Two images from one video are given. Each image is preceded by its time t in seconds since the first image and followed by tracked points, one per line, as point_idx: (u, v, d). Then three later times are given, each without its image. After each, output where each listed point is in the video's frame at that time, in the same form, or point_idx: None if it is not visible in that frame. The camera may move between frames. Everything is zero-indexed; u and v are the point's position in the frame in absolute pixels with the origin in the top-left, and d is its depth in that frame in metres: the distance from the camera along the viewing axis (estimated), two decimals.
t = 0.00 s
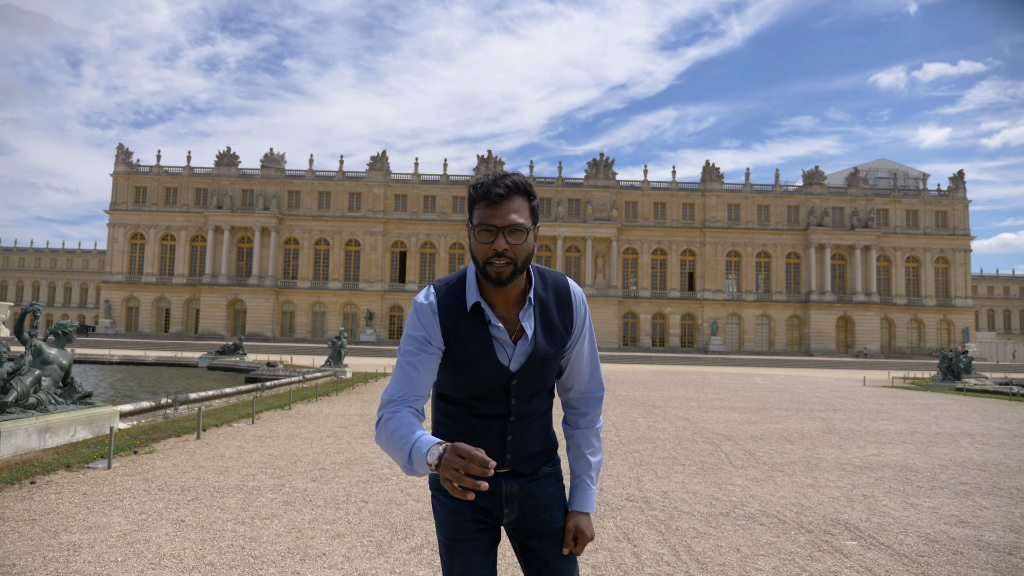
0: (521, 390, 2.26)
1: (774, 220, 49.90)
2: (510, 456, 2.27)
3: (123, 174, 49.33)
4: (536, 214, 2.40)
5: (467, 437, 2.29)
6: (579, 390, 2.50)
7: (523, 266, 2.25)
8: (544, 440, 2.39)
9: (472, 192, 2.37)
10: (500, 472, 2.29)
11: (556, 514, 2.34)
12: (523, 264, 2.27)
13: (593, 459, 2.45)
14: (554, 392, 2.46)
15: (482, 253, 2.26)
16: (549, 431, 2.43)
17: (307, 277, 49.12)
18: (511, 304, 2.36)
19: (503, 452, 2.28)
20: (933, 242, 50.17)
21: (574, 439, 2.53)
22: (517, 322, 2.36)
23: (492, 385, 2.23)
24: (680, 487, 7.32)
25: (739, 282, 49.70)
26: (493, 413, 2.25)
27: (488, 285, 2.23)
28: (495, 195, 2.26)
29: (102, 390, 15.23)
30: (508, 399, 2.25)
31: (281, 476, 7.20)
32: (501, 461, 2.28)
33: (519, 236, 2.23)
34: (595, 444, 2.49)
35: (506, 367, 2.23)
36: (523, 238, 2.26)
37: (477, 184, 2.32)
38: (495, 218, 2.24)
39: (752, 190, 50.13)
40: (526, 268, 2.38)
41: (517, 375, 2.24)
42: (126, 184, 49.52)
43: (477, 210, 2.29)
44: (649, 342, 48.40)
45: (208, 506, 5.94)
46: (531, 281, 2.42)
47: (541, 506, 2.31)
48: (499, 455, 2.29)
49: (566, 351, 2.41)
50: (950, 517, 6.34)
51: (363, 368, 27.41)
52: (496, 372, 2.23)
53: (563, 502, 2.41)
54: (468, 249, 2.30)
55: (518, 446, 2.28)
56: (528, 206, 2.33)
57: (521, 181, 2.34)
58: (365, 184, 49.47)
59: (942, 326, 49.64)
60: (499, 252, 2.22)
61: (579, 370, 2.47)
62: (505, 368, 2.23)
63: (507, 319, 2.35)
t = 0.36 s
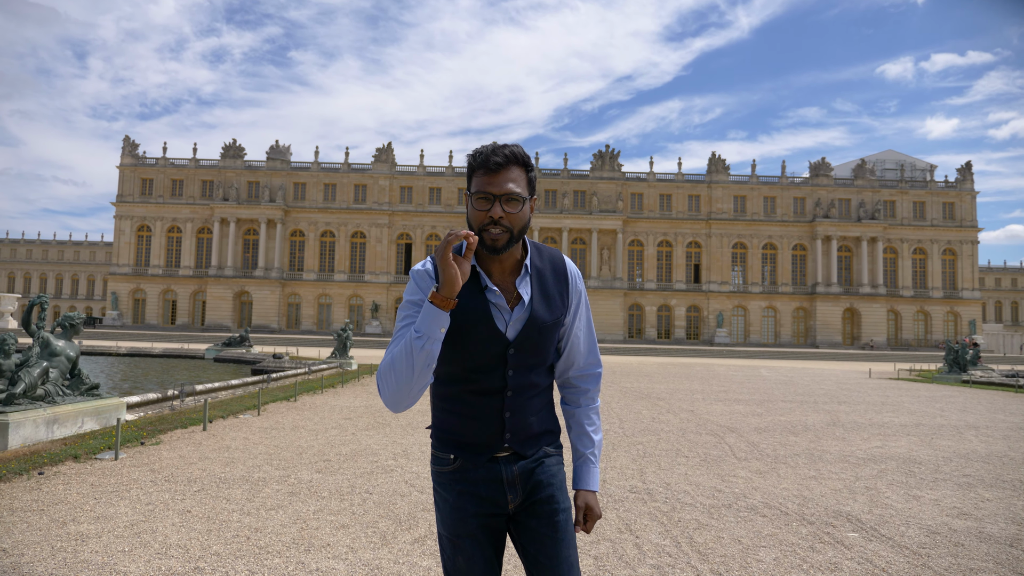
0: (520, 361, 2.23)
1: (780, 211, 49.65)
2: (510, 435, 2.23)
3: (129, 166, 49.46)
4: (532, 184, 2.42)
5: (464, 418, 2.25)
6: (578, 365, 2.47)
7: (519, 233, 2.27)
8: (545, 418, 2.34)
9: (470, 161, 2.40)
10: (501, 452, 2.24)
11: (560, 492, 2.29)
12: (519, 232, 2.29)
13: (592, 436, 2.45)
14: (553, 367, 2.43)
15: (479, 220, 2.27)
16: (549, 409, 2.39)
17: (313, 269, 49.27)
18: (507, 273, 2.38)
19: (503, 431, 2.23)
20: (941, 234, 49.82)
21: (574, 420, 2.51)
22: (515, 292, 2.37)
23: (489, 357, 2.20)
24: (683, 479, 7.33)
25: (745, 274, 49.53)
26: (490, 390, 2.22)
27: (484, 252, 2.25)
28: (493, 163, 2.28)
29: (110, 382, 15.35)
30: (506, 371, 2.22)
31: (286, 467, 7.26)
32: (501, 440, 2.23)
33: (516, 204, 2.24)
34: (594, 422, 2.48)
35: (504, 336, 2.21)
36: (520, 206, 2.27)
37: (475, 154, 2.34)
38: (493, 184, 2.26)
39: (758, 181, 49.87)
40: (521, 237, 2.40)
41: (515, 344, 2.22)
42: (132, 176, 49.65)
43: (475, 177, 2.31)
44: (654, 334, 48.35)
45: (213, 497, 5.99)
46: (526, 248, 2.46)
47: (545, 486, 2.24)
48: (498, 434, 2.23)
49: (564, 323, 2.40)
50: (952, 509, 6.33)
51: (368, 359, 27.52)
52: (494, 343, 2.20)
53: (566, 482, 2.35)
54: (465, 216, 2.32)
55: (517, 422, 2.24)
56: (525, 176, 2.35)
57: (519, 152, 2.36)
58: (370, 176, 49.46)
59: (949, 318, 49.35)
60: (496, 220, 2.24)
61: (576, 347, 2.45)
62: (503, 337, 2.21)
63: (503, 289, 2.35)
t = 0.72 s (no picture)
0: (528, 371, 2.19)
1: (782, 207, 49.57)
2: (514, 444, 2.17)
3: (131, 165, 49.54)
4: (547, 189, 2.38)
5: (470, 425, 2.21)
6: (590, 377, 2.42)
7: (533, 239, 2.22)
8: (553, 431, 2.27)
9: (483, 163, 2.34)
10: (503, 463, 2.17)
11: (564, 507, 2.21)
12: (533, 237, 2.25)
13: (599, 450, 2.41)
14: (565, 379, 2.38)
15: (492, 225, 2.23)
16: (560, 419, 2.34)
17: (315, 267, 49.33)
18: (520, 278, 2.34)
19: (507, 439, 2.18)
20: (944, 228, 49.68)
21: (582, 431, 2.46)
22: (526, 299, 2.32)
23: (495, 365, 2.16)
24: (685, 475, 7.33)
25: (748, 269, 49.46)
26: (496, 396, 2.17)
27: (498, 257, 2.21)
28: (507, 165, 2.23)
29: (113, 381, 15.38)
30: (513, 380, 2.18)
31: (290, 465, 7.28)
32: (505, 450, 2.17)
33: (530, 209, 2.20)
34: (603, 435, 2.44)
35: (512, 345, 2.17)
36: (534, 211, 2.23)
37: (489, 155, 2.28)
38: (507, 188, 2.21)
39: (761, 176, 49.78)
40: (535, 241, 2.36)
41: (524, 354, 2.17)
42: (134, 175, 49.70)
43: (488, 180, 2.26)
44: (657, 331, 48.29)
45: (217, 495, 6.01)
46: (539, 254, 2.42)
47: (547, 500, 2.18)
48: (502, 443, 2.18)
49: (576, 333, 2.35)
50: (955, 504, 6.32)
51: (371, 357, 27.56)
52: (503, 351, 2.16)
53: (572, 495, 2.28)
54: (477, 221, 2.27)
55: (523, 432, 2.18)
56: (540, 180, 2.30)
57: (534, 154, 2.31)
58: (372, 173, 49.45)
59: (952, 312, 49.21)
60: (509, 224, 2.20)
61: (589, 358, 2.40)
62: (511, 345, 2.17)
63: (513, 295, 2.31)
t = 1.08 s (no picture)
0: (554, 360, 2.01)
1: (785, 206, 49.50)
2: (538, 444, 2.01)
3: (135, 164, 49.66)
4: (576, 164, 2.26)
5: (493, 423, 2.06)
6: (630, 377, 2.18)
7: (558, 213, 2.10)
8: (586, 433, 2.08)
9: (509, 138, 2.26)
10: (523, 471, 2.02)
11: (593, 526, 2.03)
12: (561, 212, 2.11)
13: (648, 456, 2.13)
14: (602, 376, 2.19)
15: (516, 198, 2.12)
16: (595, 420, 2.14)
17: (318, 266, 49.41)
18: (549, 258, 2.19)
19: (531, 440, 2.02)
20: (947, 227, 49.54)
21: (627, 439, 2.19)
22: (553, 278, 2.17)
23: (520, 347, 1.99)
24: (688, 474, 7.32)
25: (751, 268, 49.37)
26: (521, 388, 2.02)
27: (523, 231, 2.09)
28: (533, 136, 2.14)
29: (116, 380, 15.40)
30: (537, 367, 2.01)
31: (294, 464, 7.29)
32: (527, 453, 2.02)
33: (556, 180, 2.08)
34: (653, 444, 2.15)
35: (537, 324, 1.99)
36: (561, 182, 2.11)
37: (514, 128, 2.21)
38: (532, 159, 2.11)
39: (763, 175, 49.76)
40: (565, 220, 2.22)
41: (549, 335, 1.99)
42: (138, 175, 49.85)
43: (514, 152, 2.17)
44: (659, 330, 48.21)
45: (221, 494, 6.03)
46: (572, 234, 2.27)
47: (573, 519, 2.02)
48: (525, 444, 2.02)
49: (609, 321, 2.15)
50: (958, 503, 6.31)
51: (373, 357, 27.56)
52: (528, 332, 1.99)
53: (603, 515, 2.09)
54: (503, 193, 2.18)
55: (549, 432, 2.02)
56: (569, 153, 2.19)
57: (562, 126, 2.20)
58: (375, 173, 49.48)
59: (955, 311, 49.03)
60: (534, 195, 2.08)
61: (629, 353, 2.19)
62: (536, 326, 1.99)
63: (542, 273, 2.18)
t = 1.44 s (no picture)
0: (581, 349, 2.00)
1: (785, 206, 49.51)
2: (562, 439, 1.97)
3: (135, 163, 49.66)
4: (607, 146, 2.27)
5: (516, 421, 2.04)
6: (667, 375, 2.10)
7: (592, 190, 2.10)
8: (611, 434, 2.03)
9: (537, 121, 2.27)
10: (546, 474, 1.98)
11: (617, 542, 1.99)
12: (594, 190, 2.12)
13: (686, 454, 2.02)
14: (633, 373, 2.13)
15: (549, 177, 2.12)
16: (623, 419, 2.09)
17: (319, 266, 49.42)
18: (579, 241, 2.20)
19: (555, 436, 1.98)
20: (947, 228, 49.55)
21: (666, 440, 2.07)
22: (583, 262, 2.17)
23: (546, 335, 2.00)
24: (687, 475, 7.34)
25: (751, 269, 49.40)
26: (544, 379, 2.00)
27: (558, 212, 2.12)
28: (562, 116, 2.15)
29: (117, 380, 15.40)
30: (564, 357, 2.00)
31: (295, 464, 7.30)
32: (550, 451, 1.98)
33: (588, 157, 2.08)
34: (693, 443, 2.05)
35: (565, 309, 2.01)
36: (593, 160, 2.10)
37: (542, 111, 2.21)
38: (562, 139, 2.11)
39: (764, 176, 49.78)
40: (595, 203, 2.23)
41: (576, 321, 2.01)
42: (138, 173, 49.85)
43: (542, 133, 2.17)
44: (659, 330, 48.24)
45: (223, 494, 6.04)
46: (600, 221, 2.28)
47: (597, 534, 1.98)
48: (549, 441, 1.99)
49: (641, 313, 2.13)
50: (955, 503, 6.32)
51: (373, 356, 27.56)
52: (552, 316, 2.01)
53: (628, 528, 2.04)
54: (533, 175, 2.18)
55: (574, 428, 1.98)
56: (598, 132, 2.19)
57: (591, 108, 2.20)
58: (376, 172, 49.50)
59: (955, 312, 49.05)
60: (568, 173, 2.08)
61: (665, 350, 2.12)
62: (564, 311, 2.01)
63: (571, 259, 2.17)
